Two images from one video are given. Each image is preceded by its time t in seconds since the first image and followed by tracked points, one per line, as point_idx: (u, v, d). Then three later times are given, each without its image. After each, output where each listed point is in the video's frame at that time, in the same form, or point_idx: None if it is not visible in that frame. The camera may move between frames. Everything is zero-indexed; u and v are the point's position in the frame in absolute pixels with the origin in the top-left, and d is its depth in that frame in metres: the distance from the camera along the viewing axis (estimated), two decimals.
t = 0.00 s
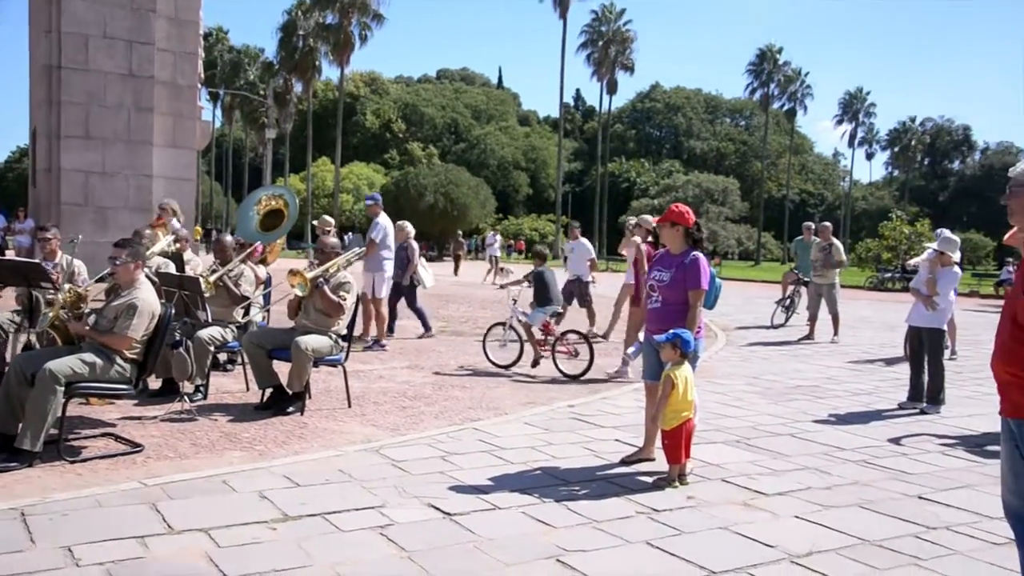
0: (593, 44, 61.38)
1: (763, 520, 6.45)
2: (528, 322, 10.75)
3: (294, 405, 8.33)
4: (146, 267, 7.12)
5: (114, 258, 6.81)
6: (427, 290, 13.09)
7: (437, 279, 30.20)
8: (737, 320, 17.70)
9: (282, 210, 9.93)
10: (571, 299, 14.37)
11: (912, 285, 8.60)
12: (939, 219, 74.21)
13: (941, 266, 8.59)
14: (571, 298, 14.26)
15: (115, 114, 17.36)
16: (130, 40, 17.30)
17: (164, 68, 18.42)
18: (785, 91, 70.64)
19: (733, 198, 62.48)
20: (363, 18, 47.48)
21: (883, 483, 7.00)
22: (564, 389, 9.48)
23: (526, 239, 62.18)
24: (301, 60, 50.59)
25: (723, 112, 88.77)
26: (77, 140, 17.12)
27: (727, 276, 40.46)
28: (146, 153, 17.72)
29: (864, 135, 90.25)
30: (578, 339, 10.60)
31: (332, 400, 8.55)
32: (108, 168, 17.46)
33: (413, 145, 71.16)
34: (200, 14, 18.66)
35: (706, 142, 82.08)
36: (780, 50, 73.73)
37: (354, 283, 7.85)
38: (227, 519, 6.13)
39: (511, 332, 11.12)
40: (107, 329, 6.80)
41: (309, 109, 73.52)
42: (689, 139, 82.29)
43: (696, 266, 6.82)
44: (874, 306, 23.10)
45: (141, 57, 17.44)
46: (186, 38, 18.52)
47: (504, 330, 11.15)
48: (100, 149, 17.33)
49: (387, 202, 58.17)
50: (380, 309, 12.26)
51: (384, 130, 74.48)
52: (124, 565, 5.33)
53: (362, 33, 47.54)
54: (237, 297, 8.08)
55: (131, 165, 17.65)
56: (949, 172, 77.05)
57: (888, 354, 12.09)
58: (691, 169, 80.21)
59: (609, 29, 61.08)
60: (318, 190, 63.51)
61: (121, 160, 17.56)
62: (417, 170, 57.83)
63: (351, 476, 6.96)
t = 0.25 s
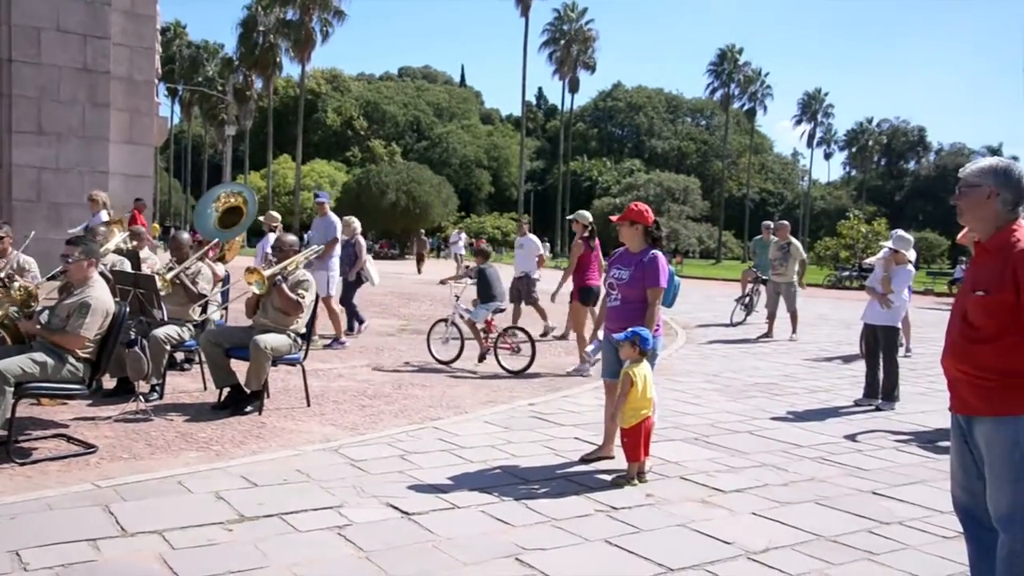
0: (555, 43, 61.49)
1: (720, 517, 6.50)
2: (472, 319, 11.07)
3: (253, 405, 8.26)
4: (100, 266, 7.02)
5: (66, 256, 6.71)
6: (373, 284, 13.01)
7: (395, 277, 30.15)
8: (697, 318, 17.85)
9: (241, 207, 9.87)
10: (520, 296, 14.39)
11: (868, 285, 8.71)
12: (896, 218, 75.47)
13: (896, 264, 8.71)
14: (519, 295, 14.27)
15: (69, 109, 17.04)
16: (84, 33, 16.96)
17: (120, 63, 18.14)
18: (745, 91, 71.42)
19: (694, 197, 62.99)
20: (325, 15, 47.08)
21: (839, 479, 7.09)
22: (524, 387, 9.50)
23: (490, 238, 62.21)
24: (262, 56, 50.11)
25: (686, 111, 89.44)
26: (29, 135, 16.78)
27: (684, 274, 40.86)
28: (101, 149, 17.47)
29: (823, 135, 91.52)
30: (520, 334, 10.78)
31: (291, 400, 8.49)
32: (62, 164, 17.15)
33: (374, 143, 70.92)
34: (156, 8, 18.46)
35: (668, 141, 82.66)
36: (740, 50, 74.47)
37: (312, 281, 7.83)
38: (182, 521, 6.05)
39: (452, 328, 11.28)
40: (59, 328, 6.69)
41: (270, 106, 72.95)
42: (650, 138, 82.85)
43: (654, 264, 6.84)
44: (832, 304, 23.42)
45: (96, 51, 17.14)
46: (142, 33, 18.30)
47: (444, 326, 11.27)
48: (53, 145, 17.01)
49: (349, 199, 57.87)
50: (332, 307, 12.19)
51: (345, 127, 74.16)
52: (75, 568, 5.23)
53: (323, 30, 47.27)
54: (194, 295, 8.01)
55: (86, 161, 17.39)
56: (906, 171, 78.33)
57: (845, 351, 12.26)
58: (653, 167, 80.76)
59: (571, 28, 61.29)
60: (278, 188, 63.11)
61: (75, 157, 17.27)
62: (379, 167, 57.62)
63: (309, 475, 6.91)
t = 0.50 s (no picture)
0: (513, 43, 61.60)
1: (674, 515, 6.54)
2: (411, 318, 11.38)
3: (205, 406, 8.16)
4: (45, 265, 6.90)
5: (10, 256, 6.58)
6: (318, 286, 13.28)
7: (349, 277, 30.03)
8: (654, 317, 18.01)
9: (194, 206, 9.93)
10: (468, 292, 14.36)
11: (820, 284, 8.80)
12: (849, 218, 76.71)
13: (847, 263, 8.77)
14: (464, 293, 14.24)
15: (14, 105, 16.09)
16: (30, 27, 16.05)
17: (68, 58, 17.60)
18: (701, 93, 72.18)
19: (651, 197, 63.35)
20: (281, 12, 46.44)
21: (791, 476, 7.17)
22: (480, 387, 9.50)
23: (446, 238, 62.25)
24: (216, 54, 49.44)
25: (643, 113, 90.48)
26: None
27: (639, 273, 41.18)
28: (51, 147, 16.63)
29: (778, 136, 92.78)
30: (459, 333, 11.07)
31: (244, 401, 8.41)
32: (8, 163, 16.17)
33: (331, 142, 70.51)
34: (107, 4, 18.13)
35: (625, 141, 83.42)
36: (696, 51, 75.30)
37: (266, 281, 7.78)
38: (131, 524, 5.95)
39: (391, 325, 11.59)
40: (3, 330, 6.55)
41: (225, 104, 72.14)
42: (607, 139, 83.50)
43: (609, 263, 6.85)
44: (785, 303, 23.78)
45: (42, 46, 16.26)
46: (92, 28, 17.94)
47: (383, 322, 11.57)
48: None
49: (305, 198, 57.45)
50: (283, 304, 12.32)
51: (301, 126, 73.63)
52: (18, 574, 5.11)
53: (279, 28, 46.85)
54: (145, 294, 7.92)
55: (34, 159, 16.50)
56: (860, 172, 79.79)
57: (799, 349, 12.44)
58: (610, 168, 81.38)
59: (529, 28, 61.40)
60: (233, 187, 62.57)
61: (22, 155, 16.36)
62: (335, 167, 57.26)
63: (262, 477, 6.83)
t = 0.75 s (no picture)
0: (472, 40, 61.61)
1: (629, 511, 6.58)
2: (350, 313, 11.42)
3: (157, 405, 8.06)
4: None
5: None
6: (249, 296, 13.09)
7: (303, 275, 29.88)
8: (612, 315, 18.12)
9: (146, 202, 9.81)
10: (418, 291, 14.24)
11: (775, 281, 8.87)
12: (805, 218, 77.93)
13: (801, 262, 9.03)
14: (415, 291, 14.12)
15: None
16: None
17: (15, 50, 16.34)
18: (659, 92, 72.89)
19: (609, 195, 63.59)
20: (237, 7, 46.49)
21: (745, 471, 7.25)
22: (437, 384, 9.50)
23: (404, 234, 62.15)
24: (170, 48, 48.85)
25: (603, 111, 91.15)
26: None
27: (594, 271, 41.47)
28: None
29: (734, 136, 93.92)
30: (397, 329, 11.14)
31: (198, 400, 8.32)
32: None
33: (289, 139, 70.02)
34: None
35: (582, 139, 84.04)
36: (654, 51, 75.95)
37: (219, 278, 7.72)
38: (79, 526, 5.83)
39: (329, 322, 11.70)
40: None
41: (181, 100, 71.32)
42: (565, 137, 83.96)
43: (564, 260, 6.87)
44: (741, 301, 24.05)
45: None
46: (41, 18, 16.50)
47: (321, 318, 11.66)
48: None
49: (262, 195, 57.00)
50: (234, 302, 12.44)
51: (258, 122, 72.99)
52: None
53: (235, 22, 46.46)
54: (94, 291, 7.84)
55: None
56: (815, 172, 81.05)
57: (754, 347, 12.59)
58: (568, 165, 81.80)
59: (488, 26, 61.51)
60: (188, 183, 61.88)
61: None
62: (293, 164, 56.93)
63: (215, 477, 6.75)
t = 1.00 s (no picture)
0: (426, 39, 61.56)
1: (579, 510, 6.60)
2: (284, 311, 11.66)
3: (102, 408, 7.93)
4: None
5: None
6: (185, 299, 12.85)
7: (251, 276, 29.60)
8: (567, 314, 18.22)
9: (92, 201, 9.64)
10: (363, 292, 14.06)
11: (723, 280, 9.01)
12: (756, 218, 79.11)
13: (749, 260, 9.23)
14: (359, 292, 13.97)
15: None
16: None
17: None
18: (613, 92, 73.51)
19: (564, 195, 63.64)
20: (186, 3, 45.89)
21: (695, 469, 7.31)
22: (389, 384, 9.47)
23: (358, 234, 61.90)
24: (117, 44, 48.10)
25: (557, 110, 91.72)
26: None
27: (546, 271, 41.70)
28: None
29: (688, 137, 94.96)
30: (332, 327, 11.17)
31: (144, 402, 8.20)
32: None
33: (241, 137, 69.34)
34: None
35: (536, 139, 84.71)
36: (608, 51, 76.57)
37: (168, 279, 7.62)
38: (18, 532, 5.70)
39: (263, 321, 11.84)
40: None
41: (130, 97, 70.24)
42: (520, 137, 84.29)
43: (515, 260, 6.88)
44: (692, 300, 24.34)
45: None
46: None
47: (255, 317, 11.84)
48: None
49: (213, 194, 56.39)
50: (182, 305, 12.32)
51: (209, 120, 72.17)
52: None
53: (184, 19, 45.93)
54: (36, 294, 7.88)
55: None
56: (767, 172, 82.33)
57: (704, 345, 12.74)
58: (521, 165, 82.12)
59: (442, 25, 61.51)
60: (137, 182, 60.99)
61: None
62: (245, 162, 56.45)
63: (161, 480, 6.65)
